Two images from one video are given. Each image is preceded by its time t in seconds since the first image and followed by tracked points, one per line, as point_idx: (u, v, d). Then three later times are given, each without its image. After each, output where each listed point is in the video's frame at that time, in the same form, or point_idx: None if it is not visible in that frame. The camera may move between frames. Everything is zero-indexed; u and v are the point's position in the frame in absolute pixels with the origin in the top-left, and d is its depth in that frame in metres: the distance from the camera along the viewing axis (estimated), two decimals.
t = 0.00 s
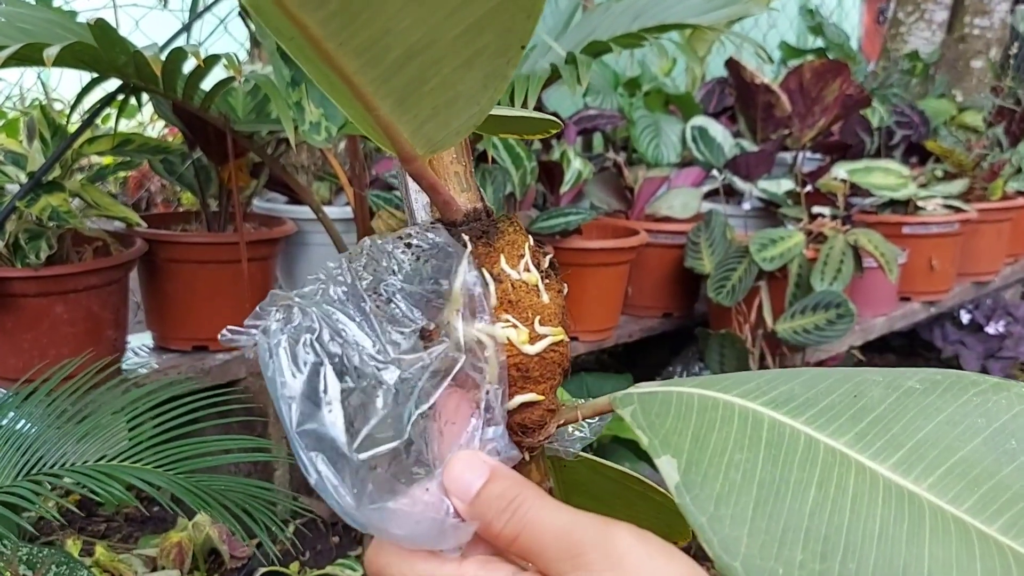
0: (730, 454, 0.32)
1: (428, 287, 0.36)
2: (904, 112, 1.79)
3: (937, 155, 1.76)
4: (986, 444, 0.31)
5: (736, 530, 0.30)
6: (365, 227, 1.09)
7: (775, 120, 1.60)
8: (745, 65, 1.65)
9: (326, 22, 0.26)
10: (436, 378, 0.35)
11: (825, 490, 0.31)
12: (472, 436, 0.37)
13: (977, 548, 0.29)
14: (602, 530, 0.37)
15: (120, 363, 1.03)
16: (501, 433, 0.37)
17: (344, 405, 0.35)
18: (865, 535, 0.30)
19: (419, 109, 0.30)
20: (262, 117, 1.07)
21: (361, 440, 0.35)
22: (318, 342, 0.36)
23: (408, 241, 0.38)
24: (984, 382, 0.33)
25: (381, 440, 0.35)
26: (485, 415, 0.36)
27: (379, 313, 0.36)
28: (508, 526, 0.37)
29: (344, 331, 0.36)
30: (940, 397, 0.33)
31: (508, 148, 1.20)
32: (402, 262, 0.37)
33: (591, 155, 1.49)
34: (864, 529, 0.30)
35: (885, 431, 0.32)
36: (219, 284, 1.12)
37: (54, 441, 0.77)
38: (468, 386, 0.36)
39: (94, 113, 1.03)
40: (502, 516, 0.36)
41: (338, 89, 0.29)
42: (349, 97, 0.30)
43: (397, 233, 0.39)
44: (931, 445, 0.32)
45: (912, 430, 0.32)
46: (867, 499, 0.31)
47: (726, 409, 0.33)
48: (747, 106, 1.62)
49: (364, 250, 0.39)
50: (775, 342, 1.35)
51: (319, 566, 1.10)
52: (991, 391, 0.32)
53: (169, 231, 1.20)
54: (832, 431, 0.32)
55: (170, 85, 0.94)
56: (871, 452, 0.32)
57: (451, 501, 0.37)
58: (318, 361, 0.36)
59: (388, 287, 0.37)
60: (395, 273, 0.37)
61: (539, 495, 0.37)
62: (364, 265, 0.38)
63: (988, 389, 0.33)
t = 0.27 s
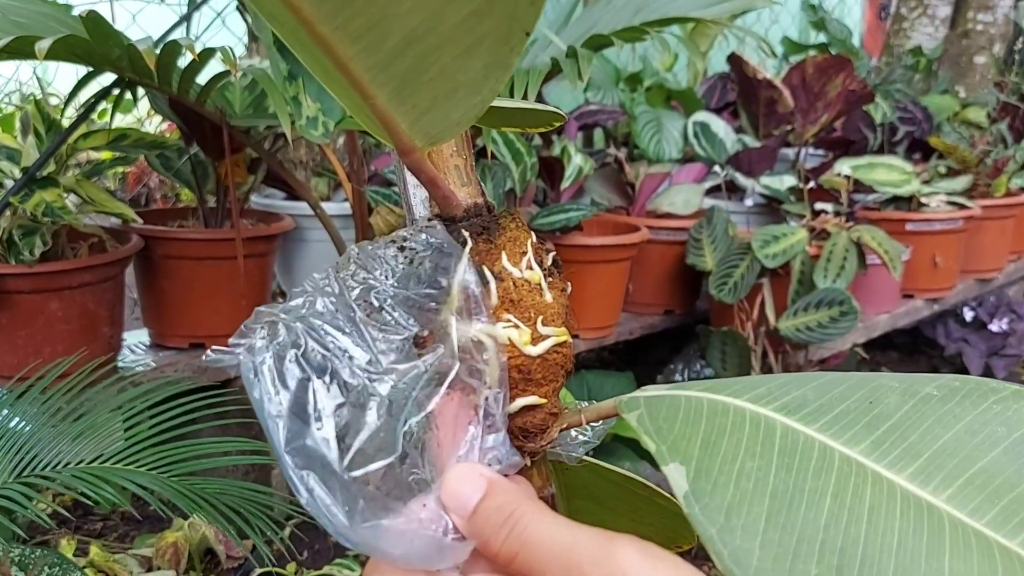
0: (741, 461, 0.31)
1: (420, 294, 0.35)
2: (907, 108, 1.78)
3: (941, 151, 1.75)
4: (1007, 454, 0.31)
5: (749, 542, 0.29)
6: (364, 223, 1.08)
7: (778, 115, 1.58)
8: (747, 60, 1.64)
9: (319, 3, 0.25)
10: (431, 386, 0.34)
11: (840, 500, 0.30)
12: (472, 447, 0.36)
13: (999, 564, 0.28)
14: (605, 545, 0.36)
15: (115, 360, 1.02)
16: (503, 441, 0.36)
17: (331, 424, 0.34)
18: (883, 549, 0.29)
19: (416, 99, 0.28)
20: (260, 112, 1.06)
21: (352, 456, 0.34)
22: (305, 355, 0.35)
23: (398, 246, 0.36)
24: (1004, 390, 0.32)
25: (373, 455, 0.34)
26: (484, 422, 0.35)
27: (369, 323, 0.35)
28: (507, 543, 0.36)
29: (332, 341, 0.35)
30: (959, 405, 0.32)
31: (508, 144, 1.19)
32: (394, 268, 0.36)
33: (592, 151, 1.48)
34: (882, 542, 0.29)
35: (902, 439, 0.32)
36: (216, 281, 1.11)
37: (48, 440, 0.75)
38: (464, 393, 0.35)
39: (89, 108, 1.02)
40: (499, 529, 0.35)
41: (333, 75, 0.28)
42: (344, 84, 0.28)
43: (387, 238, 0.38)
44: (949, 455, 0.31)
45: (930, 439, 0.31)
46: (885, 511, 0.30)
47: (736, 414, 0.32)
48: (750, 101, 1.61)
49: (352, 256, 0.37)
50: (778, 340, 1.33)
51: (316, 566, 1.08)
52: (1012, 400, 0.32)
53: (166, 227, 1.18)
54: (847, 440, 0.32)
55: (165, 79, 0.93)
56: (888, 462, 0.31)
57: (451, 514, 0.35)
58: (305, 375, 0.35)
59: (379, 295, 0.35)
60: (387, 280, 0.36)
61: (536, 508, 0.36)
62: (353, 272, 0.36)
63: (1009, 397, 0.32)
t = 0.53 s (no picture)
0: (758, 468, 0.30)
1: (420, 295, 0.34)
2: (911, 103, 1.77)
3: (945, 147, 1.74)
4: None
5: (769, 551, 0.28)
6: (364, 217, 1.06)
7: (781, 110, 1.57)
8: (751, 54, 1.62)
9: None
10: (433, 389, 0.33)
11: (863, 506, 0.29)
12: (474, 454, 0.35)
13: None
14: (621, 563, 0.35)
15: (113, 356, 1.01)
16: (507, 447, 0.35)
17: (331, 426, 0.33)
18: (908, 557, 0.28)
19: (418, 87, 0.27)
20: (259, 105, 1.04)
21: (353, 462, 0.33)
22: (303, 354, 0.33)
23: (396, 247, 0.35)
24: None
25: (375, 461, 0.33)
26: (488, 426, 0.34)
27: (369, 324, 0.34)
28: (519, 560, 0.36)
29: (331, 341, 0.33)
30: (982, 409, 0.32)
31: (510, 138, 1.18)
32: (392, 268, 0.35)
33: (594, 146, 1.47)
34: (906, 551, 0.28)
35: (924, 445, 0.31)
36: (214, 276, 1.10)
37: (44, 437, 0.74)
38: (466, 397, 0.34)
39: (86, 100, 1.01)
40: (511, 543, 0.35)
41: (331, 62, 0.27)
42: (341, 72, 0.27)
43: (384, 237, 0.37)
44: (973, 461, 0.30)
45: (953, 444, 0.31)
46: (908, 519, 0.29)
47: (751, 419, 0.32)
48: (753, 97, 1.57)
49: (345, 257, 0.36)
50: (781, 337, 1.34)
51: (315, 564, 1.07)
52: None
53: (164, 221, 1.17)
54: (868, 445, 0.31)
55: (162, 71, 0.92)
56: (911, 467, 0.30)
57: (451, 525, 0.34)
58: (301, 377, 0.33)
59: (377, 295, 0.34)
60: (385, 280, 0.35)
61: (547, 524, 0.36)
62: (349, 272, 0.35)
63: None
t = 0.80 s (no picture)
0: (779, 475, 0.29)
1: (415, 289, 0.34)
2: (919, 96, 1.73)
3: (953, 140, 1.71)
4: None
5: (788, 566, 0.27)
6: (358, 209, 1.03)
7: (787, 102, 1.54)
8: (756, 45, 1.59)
9: None
10: (428, 389, 0.33)
11: (892, 517, 0.27)
12: (471, 460, 0.35)
13: None
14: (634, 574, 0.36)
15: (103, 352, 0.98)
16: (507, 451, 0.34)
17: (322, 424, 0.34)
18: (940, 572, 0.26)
19: (415, 61, 0.24)
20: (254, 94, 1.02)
21: (345, 457, 0.34)
22: (291, 350, 0.33)
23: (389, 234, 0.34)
24: None
25: (367, 459, 0.34)
26: (484, 425, 0.34)
27: (361, 319, 0.34)
28: None
29: (321, 337, 0.33)
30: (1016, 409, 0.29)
31: (511, 129, 1.15)
32: (385, 259, 0.34)
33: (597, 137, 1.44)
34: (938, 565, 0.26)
35: (957, 448, 0.29)
36: (207, 270, 1.07)
37: (33, 434, 0.71)
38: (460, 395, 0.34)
39: (77, 89, 0.98)
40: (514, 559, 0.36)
41: (320, 36, 0.24)
42: (332, 48, 0.24)
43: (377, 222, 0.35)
44: (1012, 464, 0.28)
45: (987, 448, 0.29)
46: (942, 529, 0.27)
47: (773, 421, 0.30)
48: (759, 89, 1.57)
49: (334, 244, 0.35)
50: (787, 333, 1.31)
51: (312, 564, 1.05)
52: None
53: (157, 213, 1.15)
54: (896, 449, 0.29)
55: (155, 59, 0.89)
56: (944, 474, 0.28)
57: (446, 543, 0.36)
58: (291, 374, 0.34)
59: (368, 287, 0.34)
60: (377, 271, 0.34)
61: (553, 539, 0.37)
62: (340, 260, 0.34)
63: None
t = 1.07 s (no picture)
0: (808, 497, 0.27)
1: (419, 296, 0.33)
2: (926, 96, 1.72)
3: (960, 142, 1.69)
4: None
5: None
6: (362, 206, 1.02)
7: (794, 102, 1.53)
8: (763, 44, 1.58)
9: None
10: (431, 402, 0.33)
11: (928, 543, 0.26)
12: (475, 479, 0.34)
13: None
14: None
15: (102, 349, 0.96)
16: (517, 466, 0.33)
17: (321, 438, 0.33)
18: None
19: (426, 50, 0.23)
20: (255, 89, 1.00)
21: (343, 474, 0.33)
22: (289, 361, 0.33)
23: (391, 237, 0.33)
24: None
25: (368, 475, 0.33)
26: (491, 438, 0.33)
27: (362, 328, 0.33)
28: None
29: (321, 347, 0.33)
30: None
31: (515, 127, 1.14)
32: (388, 262, 0.33)
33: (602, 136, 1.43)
34: None
35: (995, 469, 0.27)
36: (207, 266, 1.06)
37: (30, 432, 0.70)
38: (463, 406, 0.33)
39: (76, 82, 0.97)
40: None
41: (327, 24, 0.22)
42: (339, 36, 0.23)
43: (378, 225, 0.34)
44: None
45: None
46: (984, 558, 0.25)
47: (800, 437, 0.29)
48: (766, 87, 1.56)
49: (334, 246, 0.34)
50: (792, 335, 1.29)
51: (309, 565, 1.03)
52: None
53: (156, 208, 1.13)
54: (929, 470, 0.27)
55: (154, 52, 0.88)
56: (983, 497, 0.26)
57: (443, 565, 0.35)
58: (289, 385, 0.33)
59: (369, 293, 0.33)
60: (379, 275, 0.33)
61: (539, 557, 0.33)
62: (340, 265, 0.33)
63: None
